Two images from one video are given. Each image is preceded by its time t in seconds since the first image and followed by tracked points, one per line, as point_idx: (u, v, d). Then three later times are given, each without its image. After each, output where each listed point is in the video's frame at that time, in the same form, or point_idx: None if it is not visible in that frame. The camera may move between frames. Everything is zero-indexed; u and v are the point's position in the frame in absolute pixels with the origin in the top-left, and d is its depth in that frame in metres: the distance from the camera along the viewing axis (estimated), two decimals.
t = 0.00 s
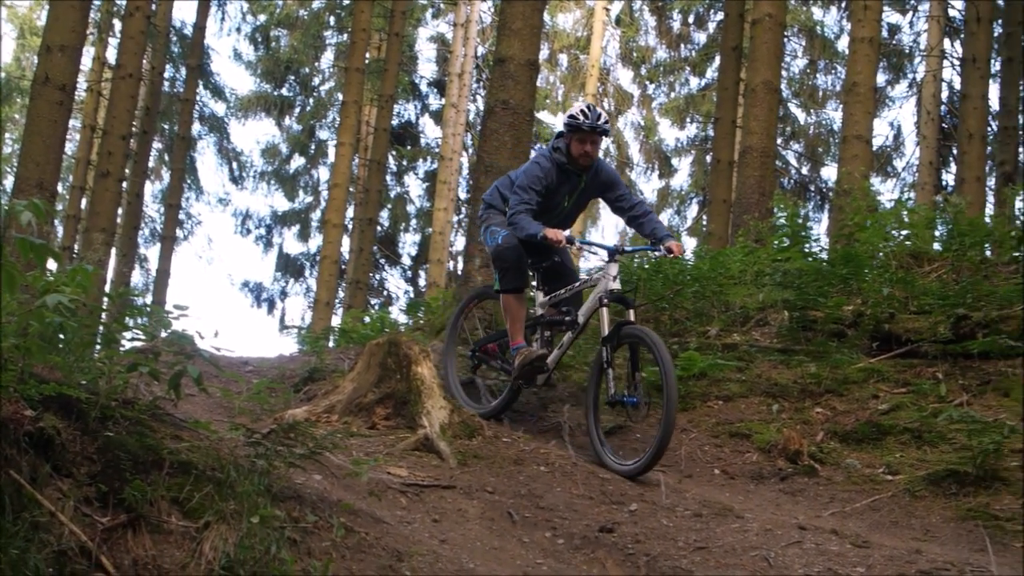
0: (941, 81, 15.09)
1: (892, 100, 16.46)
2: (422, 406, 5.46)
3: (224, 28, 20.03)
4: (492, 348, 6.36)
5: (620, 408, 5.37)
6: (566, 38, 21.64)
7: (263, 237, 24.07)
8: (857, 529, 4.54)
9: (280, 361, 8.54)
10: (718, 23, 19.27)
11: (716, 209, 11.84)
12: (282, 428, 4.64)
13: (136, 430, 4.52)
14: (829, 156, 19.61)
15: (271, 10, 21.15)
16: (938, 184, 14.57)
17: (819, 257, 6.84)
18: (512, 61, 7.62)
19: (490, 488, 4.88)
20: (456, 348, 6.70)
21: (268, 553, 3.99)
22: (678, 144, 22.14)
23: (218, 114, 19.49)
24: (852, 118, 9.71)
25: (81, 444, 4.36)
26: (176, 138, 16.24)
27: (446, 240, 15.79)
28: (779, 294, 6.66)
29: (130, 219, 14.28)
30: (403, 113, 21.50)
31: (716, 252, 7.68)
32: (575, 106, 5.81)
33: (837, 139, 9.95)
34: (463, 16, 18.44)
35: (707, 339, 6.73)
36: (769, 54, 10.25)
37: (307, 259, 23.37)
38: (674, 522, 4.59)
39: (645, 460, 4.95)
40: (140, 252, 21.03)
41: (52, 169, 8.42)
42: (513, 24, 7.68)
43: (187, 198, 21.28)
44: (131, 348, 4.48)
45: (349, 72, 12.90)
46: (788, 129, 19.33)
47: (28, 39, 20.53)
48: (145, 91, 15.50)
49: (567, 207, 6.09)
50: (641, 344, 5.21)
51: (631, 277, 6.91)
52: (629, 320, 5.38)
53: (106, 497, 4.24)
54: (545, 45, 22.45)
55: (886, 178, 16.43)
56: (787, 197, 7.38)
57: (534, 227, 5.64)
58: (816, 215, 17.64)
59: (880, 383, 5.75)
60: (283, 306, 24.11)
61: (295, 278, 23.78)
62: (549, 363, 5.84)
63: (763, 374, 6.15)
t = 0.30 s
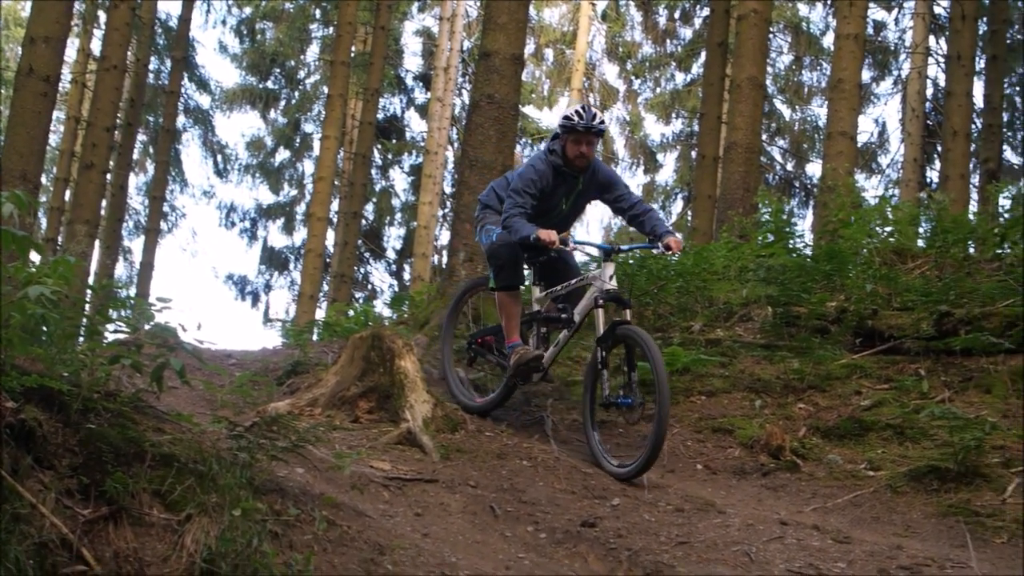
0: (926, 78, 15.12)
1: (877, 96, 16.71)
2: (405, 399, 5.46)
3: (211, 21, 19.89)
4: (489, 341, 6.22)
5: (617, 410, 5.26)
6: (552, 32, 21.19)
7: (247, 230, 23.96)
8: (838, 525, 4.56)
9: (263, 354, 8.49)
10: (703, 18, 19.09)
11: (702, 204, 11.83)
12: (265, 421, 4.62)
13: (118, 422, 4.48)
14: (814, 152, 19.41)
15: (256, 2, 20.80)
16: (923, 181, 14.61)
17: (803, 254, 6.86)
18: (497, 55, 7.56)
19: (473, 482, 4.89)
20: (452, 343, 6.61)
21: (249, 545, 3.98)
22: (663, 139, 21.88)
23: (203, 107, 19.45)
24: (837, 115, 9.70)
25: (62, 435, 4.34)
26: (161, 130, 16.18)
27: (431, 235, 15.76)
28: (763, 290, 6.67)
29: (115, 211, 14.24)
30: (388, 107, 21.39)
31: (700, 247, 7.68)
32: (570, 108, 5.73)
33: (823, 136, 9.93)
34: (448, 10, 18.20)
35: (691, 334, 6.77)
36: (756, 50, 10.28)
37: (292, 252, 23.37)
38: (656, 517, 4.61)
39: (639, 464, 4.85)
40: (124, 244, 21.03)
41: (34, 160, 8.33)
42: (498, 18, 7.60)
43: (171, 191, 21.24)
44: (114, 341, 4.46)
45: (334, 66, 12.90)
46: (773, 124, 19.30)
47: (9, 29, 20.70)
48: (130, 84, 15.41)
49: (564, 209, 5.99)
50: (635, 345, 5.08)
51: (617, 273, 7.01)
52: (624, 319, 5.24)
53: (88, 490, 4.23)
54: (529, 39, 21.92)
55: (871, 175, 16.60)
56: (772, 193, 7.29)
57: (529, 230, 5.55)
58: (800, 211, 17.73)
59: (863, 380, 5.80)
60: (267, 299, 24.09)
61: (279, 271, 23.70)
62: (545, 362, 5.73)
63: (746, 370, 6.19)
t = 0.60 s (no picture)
0: (909, 74, 15.13)
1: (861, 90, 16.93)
2: (386, 391, 5.47)
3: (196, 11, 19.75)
4: (485, 338, 6.11)
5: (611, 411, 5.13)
6: (535, 25, 20.76)
7: (229, 221, 23.87)
8: (818, 519, 4.57)
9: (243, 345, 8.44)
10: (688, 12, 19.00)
11: (684, 197, 11.85)
12: (246, 412, 4.63)
13: (99, 412, 4.43)
14: (797, 147, 19.68)
15: None
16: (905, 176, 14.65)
17: (785, 248, 6.99)
18: (481, 47, 7.54)
19: (453, 474, 4.90)
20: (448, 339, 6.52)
21: (229, 536, 3.97)
22: (647, 132, 21.59)
23: (186, 97, 19.40)
24: (819, 109, 9.71)
25: (42, 425, 4.23)
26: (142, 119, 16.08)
27: (414, 227, 15.72)
28: (745, 282, 6.79)
29: (96, 201, 14.13)
30: (372, 99, 21.30)
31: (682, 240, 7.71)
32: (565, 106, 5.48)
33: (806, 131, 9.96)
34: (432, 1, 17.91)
35: (673, 328, 6.82)
36: (739, 44, 10.30)
37: (274, 244, 23.34)
38: (637, 509, 4.63)
39: (636, 466, 4.72)
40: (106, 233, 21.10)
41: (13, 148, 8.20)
42: (482, 10, 7.57)
43: (154, 180, 21.17)
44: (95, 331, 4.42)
45: (318, 56, 12.83)
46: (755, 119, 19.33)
47: None
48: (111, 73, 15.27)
49: (559, 208, 5.75)
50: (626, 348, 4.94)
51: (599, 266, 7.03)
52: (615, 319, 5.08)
53: (67, 479, 4.14)
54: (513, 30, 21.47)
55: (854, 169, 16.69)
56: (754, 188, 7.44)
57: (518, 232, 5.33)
58: (783, 205, 17.75)
59: (843, 374, 5.88)
60: (249, 290, 24.04)
61: (262, 262, 23.66)
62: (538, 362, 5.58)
63: (727, 364, 6.23)
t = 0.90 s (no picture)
0: (895, 72, 15.15)
1: (847, 89, 17.02)
2: (371, 385, 5.46)
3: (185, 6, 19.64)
4: (485, 345, 5.94)
5: (606, 417, 5.00)
6: (522, 21, 20.57)
7: (215, 216, 23.76)
8: (802, 515, 4.57)
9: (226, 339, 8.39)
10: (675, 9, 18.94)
11: (671, 194, 11.87)
12: (231, 407, 4.61)
13: (83, 407, 4.40)
14: (782, 144, 19.73)
15: None
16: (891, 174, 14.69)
17: (771, 244, 7.16)
18: (467, 43, 7.52)
19: (438, 470, 4.91)
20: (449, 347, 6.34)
21: (213, 531, 3.95)
22: (632, 129, 21.55)
23: (172, 91, 19.37)
24: (806, 106, 9.73)
25: (25, 420, 4.23)
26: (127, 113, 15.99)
27: (400, 222, 15.67)
28: (730, 280, 6.83)
29: (82, 195, 14.06)
30: (357, 94, 21.04)
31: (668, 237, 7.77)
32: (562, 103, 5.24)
33: (792, 127, 10.01)
34: None
35: (657, 324, 6.85)
36: (725, 43, 10.32)
37: (260, 238, 23.28)
38: (621, 505, 4.65)
39: (626, 474, 4.62)
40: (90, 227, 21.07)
41: None
42: (469, 6, 7.55)
43: (139, 175, 21.11)
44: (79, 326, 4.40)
45: (304, 51, 12.77)
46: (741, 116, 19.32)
47: None
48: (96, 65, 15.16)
49: (554, 208, 5.54)
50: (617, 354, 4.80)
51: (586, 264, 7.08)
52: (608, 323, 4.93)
53: (49, 474, 4.13)
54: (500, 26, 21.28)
55: (840, 167, 16.72)
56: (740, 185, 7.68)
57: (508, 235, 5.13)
58: (767, 202, 17.76)
59: (827, 371, 5.92)
60: (235, 285, 23.98)
61: (247, 257, 23.60)
62: (534, 367, 5.41)
63: (711, 361, 6.27)
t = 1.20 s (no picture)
0: (880, 68, 15.17)
1: (833, 85, 17.07)
2: (354, 379, 5.47)
3: None
4: (483, 348, 5.77)
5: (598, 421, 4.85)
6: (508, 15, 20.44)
7: (199, 209, 23.66)
8: (783, 510, 4.59)
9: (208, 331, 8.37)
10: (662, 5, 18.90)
11: (655, 189, 11.90)
12: (213, 400, 4.58)
13: (65, 399, 4.30)
14: (767, 139, 19.73)
15: None
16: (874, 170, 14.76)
17: (754, 239, 7.23)
18: (452, 37, 7.52)
19: (421, 464, 4.92)
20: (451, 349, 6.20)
21: (195, 524, 3.94)
22: (618, 124, 21.53)
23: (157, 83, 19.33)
24: (789, 102, 9.75)
25: (5, 412, 4.14)
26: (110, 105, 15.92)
27: (385, 216, 15.64)
28: (713, 275, 7.01)
29: (65, 187, 14.01)
30: (342, 87, 20.94)
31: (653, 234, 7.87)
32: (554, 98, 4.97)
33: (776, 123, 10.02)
34: None
35: (641, 319, 6.89)
36: (709, 38, 10.33)
37: (245, 232, 23.24)
38: (602, 499, 4.67)
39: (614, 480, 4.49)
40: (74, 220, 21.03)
41: None
42: None
43: (124, 168, 21.05)
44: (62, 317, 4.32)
45: (289, 44, 12.73)
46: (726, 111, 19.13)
47: None
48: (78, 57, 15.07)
49: (549, 206, 5.31)
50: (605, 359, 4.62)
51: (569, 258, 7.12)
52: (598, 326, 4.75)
53: (31, 467, 4.07)
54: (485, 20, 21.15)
55: (825, 163, 16.79)
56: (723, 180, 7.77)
57: (498, 237, 4.96)
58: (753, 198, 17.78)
59: (810, 366, 5.96)
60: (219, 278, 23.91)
61: (232, 251, 23.55)
62: (530, 372, 5.24)
63: (695, 356, 6.29)
